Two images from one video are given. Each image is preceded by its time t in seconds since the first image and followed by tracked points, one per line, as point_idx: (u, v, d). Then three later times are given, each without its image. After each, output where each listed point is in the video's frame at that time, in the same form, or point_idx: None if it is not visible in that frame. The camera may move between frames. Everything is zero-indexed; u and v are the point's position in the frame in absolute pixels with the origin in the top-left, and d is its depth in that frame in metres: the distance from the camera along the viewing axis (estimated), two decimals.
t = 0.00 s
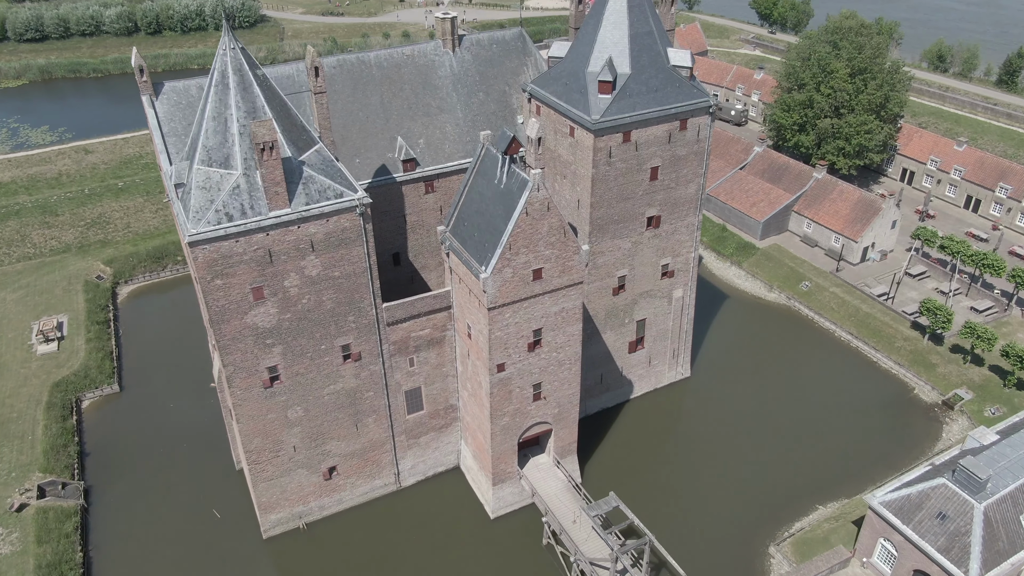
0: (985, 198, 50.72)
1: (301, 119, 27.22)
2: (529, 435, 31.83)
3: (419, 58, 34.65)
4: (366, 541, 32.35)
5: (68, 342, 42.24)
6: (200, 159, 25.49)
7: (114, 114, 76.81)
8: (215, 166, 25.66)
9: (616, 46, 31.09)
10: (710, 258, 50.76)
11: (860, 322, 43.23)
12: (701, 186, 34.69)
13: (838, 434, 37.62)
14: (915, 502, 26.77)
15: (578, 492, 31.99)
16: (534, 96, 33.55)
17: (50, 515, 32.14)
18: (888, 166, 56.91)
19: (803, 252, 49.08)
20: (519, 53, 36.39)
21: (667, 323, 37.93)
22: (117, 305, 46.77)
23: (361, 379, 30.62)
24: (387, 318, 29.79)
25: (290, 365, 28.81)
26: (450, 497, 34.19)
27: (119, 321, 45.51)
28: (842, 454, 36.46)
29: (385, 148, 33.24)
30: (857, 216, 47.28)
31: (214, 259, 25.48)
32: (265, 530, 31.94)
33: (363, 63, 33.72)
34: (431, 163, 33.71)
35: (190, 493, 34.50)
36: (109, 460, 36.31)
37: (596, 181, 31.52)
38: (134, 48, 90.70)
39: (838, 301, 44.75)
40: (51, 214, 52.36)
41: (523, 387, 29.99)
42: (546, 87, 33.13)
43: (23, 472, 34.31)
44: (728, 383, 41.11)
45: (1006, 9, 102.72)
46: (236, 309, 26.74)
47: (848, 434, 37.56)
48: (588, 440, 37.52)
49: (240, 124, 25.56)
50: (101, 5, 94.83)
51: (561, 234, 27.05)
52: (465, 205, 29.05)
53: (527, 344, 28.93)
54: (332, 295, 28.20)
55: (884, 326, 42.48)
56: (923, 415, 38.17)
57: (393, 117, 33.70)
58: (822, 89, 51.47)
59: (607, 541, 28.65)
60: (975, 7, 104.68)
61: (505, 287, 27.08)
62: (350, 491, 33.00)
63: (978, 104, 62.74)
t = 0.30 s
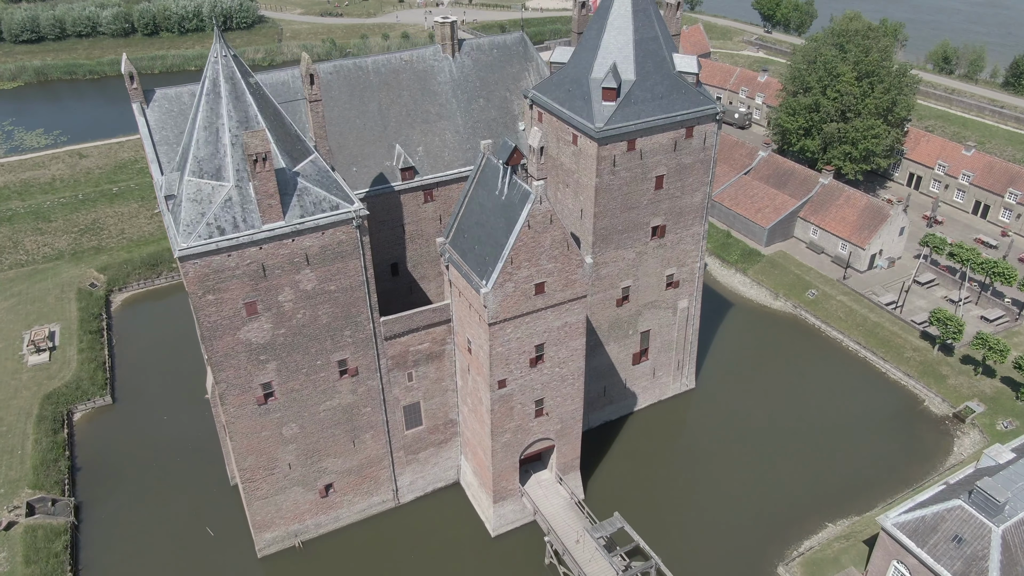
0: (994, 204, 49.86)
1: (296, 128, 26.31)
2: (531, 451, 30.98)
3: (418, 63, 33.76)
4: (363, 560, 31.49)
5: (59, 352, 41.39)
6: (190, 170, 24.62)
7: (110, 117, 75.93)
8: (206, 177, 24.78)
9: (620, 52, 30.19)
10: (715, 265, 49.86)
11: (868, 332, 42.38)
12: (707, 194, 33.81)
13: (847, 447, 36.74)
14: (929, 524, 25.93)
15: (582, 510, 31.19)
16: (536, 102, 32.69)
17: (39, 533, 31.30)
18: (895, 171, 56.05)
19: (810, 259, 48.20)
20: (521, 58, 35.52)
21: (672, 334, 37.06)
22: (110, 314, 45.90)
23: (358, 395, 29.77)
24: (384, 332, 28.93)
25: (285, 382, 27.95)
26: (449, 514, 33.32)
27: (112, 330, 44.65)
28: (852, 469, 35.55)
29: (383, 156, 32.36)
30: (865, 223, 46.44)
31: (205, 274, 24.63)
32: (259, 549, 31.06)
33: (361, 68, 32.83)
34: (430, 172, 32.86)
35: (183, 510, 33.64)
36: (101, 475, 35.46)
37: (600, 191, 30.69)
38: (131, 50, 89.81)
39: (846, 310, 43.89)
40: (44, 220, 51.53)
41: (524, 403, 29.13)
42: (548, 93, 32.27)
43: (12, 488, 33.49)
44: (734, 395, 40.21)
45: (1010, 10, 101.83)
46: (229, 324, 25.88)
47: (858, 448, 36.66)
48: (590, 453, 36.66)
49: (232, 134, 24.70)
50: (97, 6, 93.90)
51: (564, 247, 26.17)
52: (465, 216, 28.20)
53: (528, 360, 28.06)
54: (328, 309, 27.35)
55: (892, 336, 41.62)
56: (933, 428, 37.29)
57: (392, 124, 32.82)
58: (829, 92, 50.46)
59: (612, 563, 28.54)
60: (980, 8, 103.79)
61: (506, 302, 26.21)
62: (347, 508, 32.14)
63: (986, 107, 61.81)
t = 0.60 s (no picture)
0: (1003, 211, 48.99)
1: (290, 139, 25.40)
2: (533, 469, 30.15)
3: (416, 70, 32.91)
4: None
5: (51, 364, 40.57)
6: (181, 184, 23.74)
7: (106, 120, 75.07)
8: (197, 191, 23.91)
9: (624, 59, 29.34)
10: (719, 273, 49.00)
11: (876, 342, 41.55)
12: (713, 204, 32.95)
13: (857, 462, 35.94)
14: (945, 548, 25.14)
15: (585, 530, 30.36)
16: (539, 109, 31.86)
17: (28, 553, 30.51)
18: (901, 176, 55.19)
19: (816, 267, 47.35)
20: (522, 64, 34.66)
21: (677, 346, 36.21)
22: (104, 323, 45.05)
23: (355, 413, 28.95)
24: (382, 348, 28.10)
25: (279, 400, 27.12)
26: (449, 532, 32.46)
27: (106, 340, 43.81)
28: (862, 485, 34.70)
29: (381, 165, 31.51)
30: (873, 231, 45.57)
31: (197, 291, 23.82)
32: (254, 570, 30.22)
33: (358, 75, 31.98)
34: (429, 181, 32.00)
35: (176, 528, 32.82)
36: (92, 491, 34.62)
37: (604, 202, 29.86)
38: (127, 52, 88.96)
39: (853, 320, 43.06)
40: (37, 227, 50.69)
41: (526, 421, 28.30)
42: (551, 101, 31.44)
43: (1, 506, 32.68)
44: (740, 407, 39.35)
45: (1014, 11, 101.10)
46: (221, 342, 25.04)
47: (867, 463, 35.83)
48: (593, 468, 35.80)
49: (224, 146, 23.83)
50: (94, 7, 93.02)
51: (567, 261, 25.31)
52: (465, 229, 27.34)
53: (530, 377, 27.23)
54: (324, 325, 26.50)
55: (901, 347, 40.77)
56: (944, 442, 36.46)
57: (390, 133, 31.97)
58: (835, 97, 49.58)
59: None
60: (983, 10, 103.01)
61: (508, 319, 25.37)
62: (344, 527, 31.30)
63: (994, 110, 60.89)
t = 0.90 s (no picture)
0: (1013, 218, 48.13)
1: (284, 151, 24.51)
2: (535, 489, 29.29)
3: (415, 77, 32.05)
4: None
5: (42, 376, 39.70)
6: (170, 198, 22.88)
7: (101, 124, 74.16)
8: (187, 205, 23.05)
9: (628, 66, 28.44)
10: (724, 281, 48.13)
11: (885, 354, 40.69)
12: (720, 215, 32.09)
13: (866, 478, 35.05)
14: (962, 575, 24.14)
15: (589, 551, 29.51)
16: (541, 117, 31.01)
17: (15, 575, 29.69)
18: (908, 182, 54.33)
19: (822, 275, 46.49)
20: (524, 70, 33.83)
21: (682, 359, 35.38)
22: (97, 333, 44.17)
23: (352, 431, 28.10)
24: (380, 365, 27.25)
25: (273, 419, 26.26)
26: (449, 551, 31.60)
27: (99, 351, 42.97)
28: (871, 502, 33.83)
29: (378, 175, 30.68)
30: (880, 239, 44.71)
31: (187, 309, 22.98)
32: None
33: (355, 83, 31.11)
34: (428, 192, 31.16)
35: (168, 547, 31.96)
36: (83, 508, 33.76)
37: (608, 214, 29.02)
38: (124, 55, 88.06)
39: (861, 330, 42.21)
40: (30, 235, 49.84)
41: (528, 440, 27.44)
42: (553, 109, 30.58)
43: None
44: (746, 421, 38.46)
45: (1018, 13, 100.34)
46: (212, 361, 24.18)
47: (877, 480, 34.95)
48: (597, 485, 34.95)
49: (215, 160, 22.98)
50: (90, 9, 92.10)
51: (571, 278, 24.47)
52: (465, 243, 26.48)
53: (533, 396, 26.40)
54: (319, 343, 25.66)
55: (910, 358, 39.93)
56: (956, 458, 35.57)
57: (387, 142, 31.11)
58: (841, 102, 48.70)
59: None
60: (988, 11, 102.14)
61: (509, 337, 24.52)
62: (341, 547, 30.43)
63: (1001, 115, 59.97)
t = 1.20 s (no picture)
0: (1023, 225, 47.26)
1: (278, 163, 23.62)
2: (537, 509, 28.41)
3: (414, 85, 31.20)
4: None
5: (33, 390, 38.88)
6: (159, 213, 22.05)
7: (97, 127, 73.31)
8: (176, 221, 22.22)
9: (633, 74, 27.59)
10: (729, 290, 47.28)
11: (893, 366, 39.83)
12: (726, 226, 31.24)
13: (876, 495, 34.22)
14: None
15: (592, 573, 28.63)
16: (543, 126, 30.15)
17: None
18: (916, 188, 53.48)
19: (829, 284, 45.64)
20: (525, 78, 32.98)
21: (686, 373, 34.54)
22: (90, 344, 43.30)
23: (349, 451, 27.25)
24: (377, 384, 26.40)
25: (267, 440, 25.40)
26: (448, 572, 30.73)
27: (92, 362, 42.14)
28: (882, 520, 32.98)
29: (376, 186, 29.82)
30: (888, 247, 43.87)
31: (176, 328, 22.15)
32: None
33: (351, 91, 30.27)
34: (427, 203, 30.31)
35: (160, 567, 31.11)
36: (73, 527, 32.91)
37: (612, 226, 28.17)
38: (121, 57, 87.22)
39: (869, 341, 41.36)
40: (22, 243, 49.02)
41: (530, 460, 26.60)
42: (555, 118, 29.74)
43: None
44: (753, 435, 37.58)
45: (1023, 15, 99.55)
46: (203, 382, 23.35)
47: (887, 497, 34.11)
48: (600, 502, 34.07)
49: (205, 174, 22.14)
50: (87, 11, 91.26)
51: (574, 295, 23.63)
52: (465, 258, 25.62)
53: (535, 416, 25.56)
54: (314, 361, 24.82)
55: (920, 371, 39.07)
56: (967, 474, 34.72)
57: (385, 152, 30.26)
58: (848, 107, 47.85)
59: None
60: (991, 13, 101.47)
61: (511, 356, 23.68)
62: (337, 568, 29.56)
63: (1009, 119, 59.08)
